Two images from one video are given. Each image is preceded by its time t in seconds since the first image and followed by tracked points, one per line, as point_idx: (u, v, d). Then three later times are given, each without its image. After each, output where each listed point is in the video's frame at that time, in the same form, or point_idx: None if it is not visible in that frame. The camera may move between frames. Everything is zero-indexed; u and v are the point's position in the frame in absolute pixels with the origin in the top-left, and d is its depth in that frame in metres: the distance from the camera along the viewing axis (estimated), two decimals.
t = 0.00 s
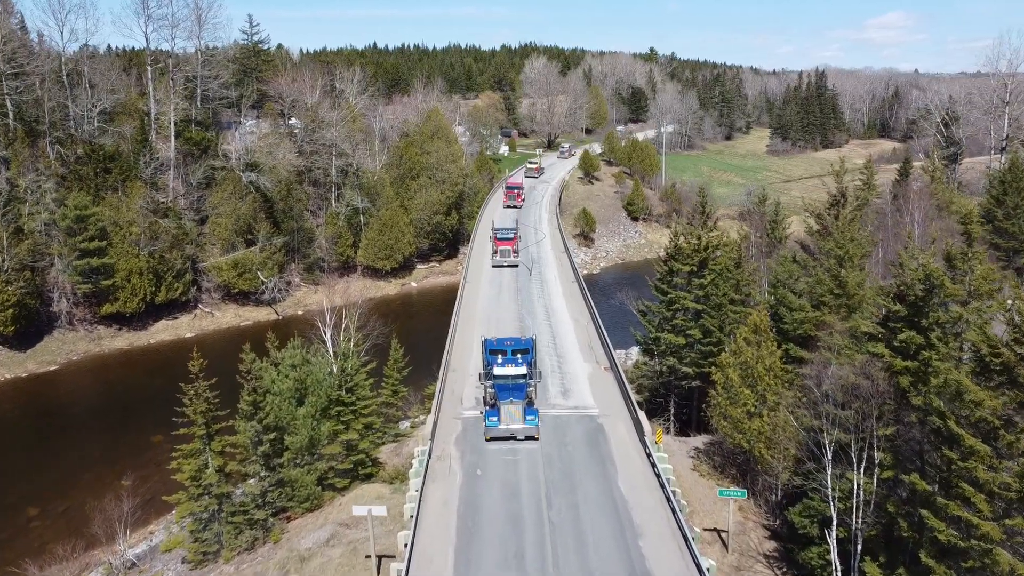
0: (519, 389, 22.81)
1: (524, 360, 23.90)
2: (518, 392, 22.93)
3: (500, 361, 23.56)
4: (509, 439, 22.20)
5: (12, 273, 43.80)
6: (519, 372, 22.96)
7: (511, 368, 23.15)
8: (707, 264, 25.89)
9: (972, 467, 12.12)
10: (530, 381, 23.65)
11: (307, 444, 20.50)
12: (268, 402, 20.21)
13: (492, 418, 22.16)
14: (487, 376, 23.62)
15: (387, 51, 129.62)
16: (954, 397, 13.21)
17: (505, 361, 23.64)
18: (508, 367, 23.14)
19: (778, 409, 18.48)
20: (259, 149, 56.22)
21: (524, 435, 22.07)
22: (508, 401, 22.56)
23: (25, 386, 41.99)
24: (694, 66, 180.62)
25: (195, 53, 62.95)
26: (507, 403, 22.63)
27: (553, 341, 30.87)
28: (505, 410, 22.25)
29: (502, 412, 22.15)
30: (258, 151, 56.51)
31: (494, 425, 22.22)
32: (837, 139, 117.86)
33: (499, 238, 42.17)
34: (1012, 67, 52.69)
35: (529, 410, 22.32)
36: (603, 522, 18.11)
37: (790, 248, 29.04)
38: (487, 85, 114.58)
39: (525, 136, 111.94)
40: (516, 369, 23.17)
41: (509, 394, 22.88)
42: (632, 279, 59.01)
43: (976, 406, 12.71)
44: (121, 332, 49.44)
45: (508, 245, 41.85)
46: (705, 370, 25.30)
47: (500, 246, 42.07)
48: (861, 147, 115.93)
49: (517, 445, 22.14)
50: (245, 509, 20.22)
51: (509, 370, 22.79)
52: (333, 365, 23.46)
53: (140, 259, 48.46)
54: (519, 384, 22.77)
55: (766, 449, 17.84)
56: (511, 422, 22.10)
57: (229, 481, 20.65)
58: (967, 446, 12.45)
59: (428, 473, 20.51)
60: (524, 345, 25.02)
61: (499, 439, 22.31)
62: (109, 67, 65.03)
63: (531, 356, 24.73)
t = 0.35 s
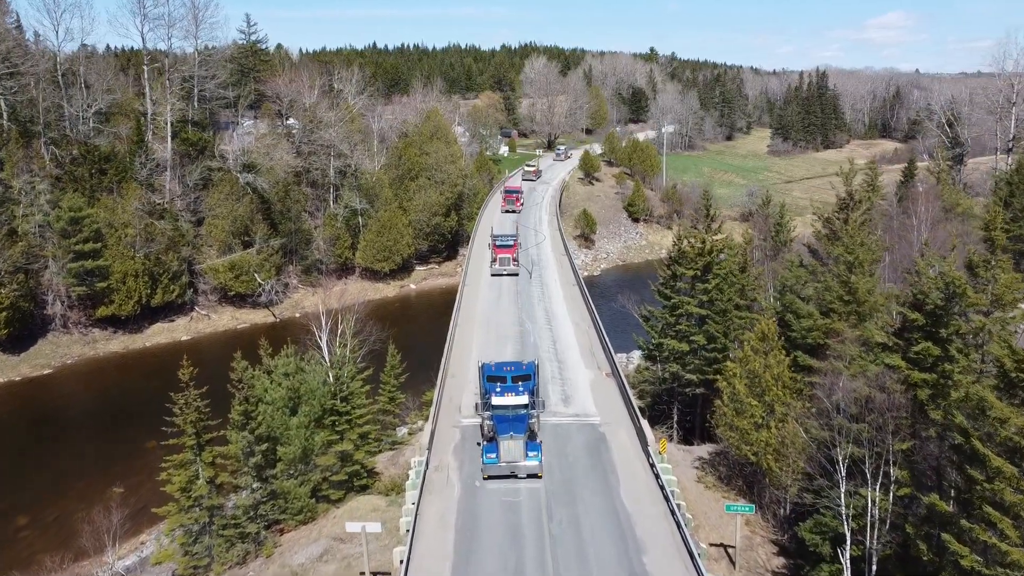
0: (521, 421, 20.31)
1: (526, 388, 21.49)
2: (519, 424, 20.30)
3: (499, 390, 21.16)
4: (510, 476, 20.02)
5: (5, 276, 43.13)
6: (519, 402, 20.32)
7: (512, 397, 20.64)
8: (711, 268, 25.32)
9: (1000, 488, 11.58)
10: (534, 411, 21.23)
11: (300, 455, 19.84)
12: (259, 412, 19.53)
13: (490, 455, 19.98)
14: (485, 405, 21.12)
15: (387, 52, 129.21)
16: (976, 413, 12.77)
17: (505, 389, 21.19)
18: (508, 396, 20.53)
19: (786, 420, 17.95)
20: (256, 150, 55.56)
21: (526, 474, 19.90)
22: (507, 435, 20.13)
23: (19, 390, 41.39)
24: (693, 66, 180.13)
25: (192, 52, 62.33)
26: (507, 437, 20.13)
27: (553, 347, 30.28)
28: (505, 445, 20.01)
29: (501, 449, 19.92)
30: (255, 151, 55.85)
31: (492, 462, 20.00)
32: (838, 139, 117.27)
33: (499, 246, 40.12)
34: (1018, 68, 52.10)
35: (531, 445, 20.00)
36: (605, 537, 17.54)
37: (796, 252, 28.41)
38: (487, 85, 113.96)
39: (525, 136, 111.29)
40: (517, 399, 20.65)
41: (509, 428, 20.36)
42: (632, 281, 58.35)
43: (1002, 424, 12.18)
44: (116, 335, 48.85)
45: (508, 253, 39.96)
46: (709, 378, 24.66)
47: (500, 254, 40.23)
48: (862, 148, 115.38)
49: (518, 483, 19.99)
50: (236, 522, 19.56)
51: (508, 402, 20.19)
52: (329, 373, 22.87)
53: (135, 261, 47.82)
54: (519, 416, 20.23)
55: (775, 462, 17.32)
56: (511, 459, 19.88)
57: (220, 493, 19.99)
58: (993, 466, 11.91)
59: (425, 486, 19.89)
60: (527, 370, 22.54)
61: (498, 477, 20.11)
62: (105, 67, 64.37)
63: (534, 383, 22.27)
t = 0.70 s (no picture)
0: (523, 466, 17.73)
1: (529, 426, 18.72)
2: (521, 469, 17.89)
3: (499, 428, 18.78)
4: (512, 527, 17.55)
5: None
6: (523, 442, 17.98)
7: (512, 437, 18.22)
8: (716, 274, 24.66)
9: None
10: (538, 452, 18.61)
11: (293, 468, 19.14)
12: (252, 424, 18.85)
13: (489, 503, 17.53)
14: (484, 446, 18.77)
15: (387, 51, 128.68)
16: (1009, 435, 12.12)
17: (505, 428, 18.60)
18: (509, 436, 18.26)
19: (796, 433, 17.39)
20: (253, 151, 54.88)
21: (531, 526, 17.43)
22: (508, 482, 17.72)
23: (12, 395, 40.78)
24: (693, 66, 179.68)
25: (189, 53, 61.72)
26: (507, 483, 17.75)
27: (555, 353, 29.65)
28: (505, 493, 17.54)
29: (502, 497, 17.46)
30: (252, 152, 55.18)
31: (491, 511, 17.54)
32: (839, 139, 116.63)
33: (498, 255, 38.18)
34: None
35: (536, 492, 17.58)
36: (609, 553, 16.97)
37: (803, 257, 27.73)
38: (487, 85, 113.34)
39: (525, 137, 110.63)
40: (518, 439, 18.27)
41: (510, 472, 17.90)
42: (633, 284, 57.69)
43: None
44: (111, 338, 48.18)
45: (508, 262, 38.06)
46: (715, 386, 24.06)
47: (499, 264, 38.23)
48: (863, 148, 114.71)
49: (521, 535, 17.57)
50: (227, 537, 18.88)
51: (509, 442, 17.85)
52: (324, 383, 22.23)
53: (131, 263, 47.12)
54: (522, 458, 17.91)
55: (785, 476, 16.72)
56: (514, 508, 17.38)
57: (211, 508, 19.32)
58: None
59: (423, 500, 19.26)
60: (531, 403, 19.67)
61: (498, 528, 17.70)
62: (101, 67, 63.76)
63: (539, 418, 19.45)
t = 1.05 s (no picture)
0: (525, 519, 16.45)
1: (532, 472, 17.40)
2: (523, 522, 16.34)
3: (498, 476, 17.29)
4: None
5: None
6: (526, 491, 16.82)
7: (514, 486, 17.00)
8: (722, 280, 23.93)
9: None
10: (542, 501, 17.18)
11: (288, 481, 18.36)
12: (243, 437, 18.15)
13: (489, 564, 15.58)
14: (482, 497, 17.33)
15: (387, 52, 128.02)
16: None
17: (505, 475, 17.28)
18: (510, 486, 17.02)
19: (809, 446, 16.79)
20: (251, 152, 54.27)
21: None
22: (509, 539, 15.93)
23: (6, 399, 40.22)
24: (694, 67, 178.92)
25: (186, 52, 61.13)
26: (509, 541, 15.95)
27: (556, 359, 29.00)
28: (506, 552, 15.68)
29: (503, 556, 15.58)
30: (250, 154, 54.58)
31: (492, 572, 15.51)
32: (841, 140, 115.99)
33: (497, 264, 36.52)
34: None
35: (540, 550, 15.73)
36: (614, 571, 16.34)
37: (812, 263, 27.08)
38: (487, 85, 112.69)
39: (525, 137, 109.94)
40: (520, 487, 17.07)
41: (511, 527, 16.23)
42: (636, 286, 57.08)
43: None
44: (106, 342, 47.51)
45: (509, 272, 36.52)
46: (721, 396, 23.36)
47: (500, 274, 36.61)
48: (865, 149, 114.10)
49: None
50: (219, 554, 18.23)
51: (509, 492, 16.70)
52: (319, 394, 21.64)
53: (126, 266, 46.46)
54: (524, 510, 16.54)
55: (797, 492, 16.16)
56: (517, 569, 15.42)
57: (203, 523, 18.67)
58: None
59: (421, 515, 18.61)
60: (534, 445, 18.31)
61: None
62: (98, 67, 63.10)
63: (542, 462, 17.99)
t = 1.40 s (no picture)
0: None
1: (537, 536, 15.30)
2: None
3: (499, 540, 15.21)
4: None
5: None
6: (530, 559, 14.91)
7: (517, 554, 14.97)
8: (730, 285, 23.31)
9: None
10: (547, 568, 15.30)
11: (280, 497, 17.68)
12: (234, 450, 17.45)
13: None
14: (477, 560, 15.42)
15: (386, 52, 127.31)
16: None
17: (506, 540, 15.18)
18: (513, 553, 15.01)
19: (823, 462, 16.11)
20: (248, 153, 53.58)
21: None
22: None
23: None
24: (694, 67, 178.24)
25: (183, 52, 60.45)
26: None
27: (558, 365, 28.27)
28: None
29: None
30: (247, 155, 53.87)
31: None
32: (843, 140, 115.27)
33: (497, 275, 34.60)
34: None
35: None
36: None
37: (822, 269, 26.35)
38: (487, 85, 111.94)
39: (525, 137, 109.17)
40: (524, 555, 15.04)
41: None
42: (638, 289, 56.36)
43: None
44: (101, 346, 46.72)
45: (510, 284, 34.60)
46: (729, 406, 22.66)
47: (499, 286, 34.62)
48: (867, 149, 113.43)
49: None
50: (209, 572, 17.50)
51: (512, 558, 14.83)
52: (313, 405, 20.90)
53: (121, 269, 45.64)
54: None
55: (810, 510, 15.54)
56: None
57: (192, 541, 17.92)
58: None
59: (419, 531, 17.86)
60: (539, 500, 16.14)
61: None
62: (93, 66, 62.35)
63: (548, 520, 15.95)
